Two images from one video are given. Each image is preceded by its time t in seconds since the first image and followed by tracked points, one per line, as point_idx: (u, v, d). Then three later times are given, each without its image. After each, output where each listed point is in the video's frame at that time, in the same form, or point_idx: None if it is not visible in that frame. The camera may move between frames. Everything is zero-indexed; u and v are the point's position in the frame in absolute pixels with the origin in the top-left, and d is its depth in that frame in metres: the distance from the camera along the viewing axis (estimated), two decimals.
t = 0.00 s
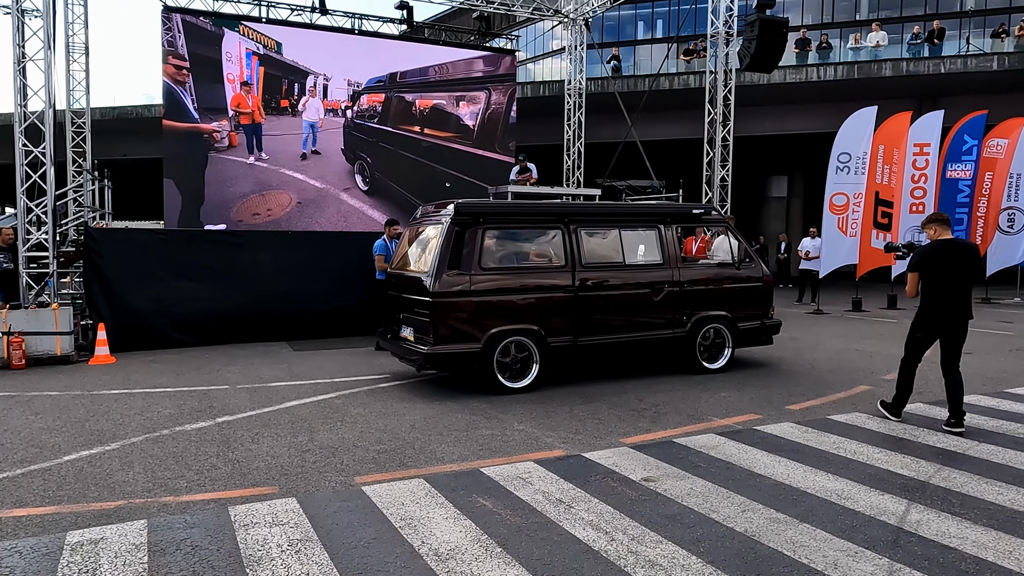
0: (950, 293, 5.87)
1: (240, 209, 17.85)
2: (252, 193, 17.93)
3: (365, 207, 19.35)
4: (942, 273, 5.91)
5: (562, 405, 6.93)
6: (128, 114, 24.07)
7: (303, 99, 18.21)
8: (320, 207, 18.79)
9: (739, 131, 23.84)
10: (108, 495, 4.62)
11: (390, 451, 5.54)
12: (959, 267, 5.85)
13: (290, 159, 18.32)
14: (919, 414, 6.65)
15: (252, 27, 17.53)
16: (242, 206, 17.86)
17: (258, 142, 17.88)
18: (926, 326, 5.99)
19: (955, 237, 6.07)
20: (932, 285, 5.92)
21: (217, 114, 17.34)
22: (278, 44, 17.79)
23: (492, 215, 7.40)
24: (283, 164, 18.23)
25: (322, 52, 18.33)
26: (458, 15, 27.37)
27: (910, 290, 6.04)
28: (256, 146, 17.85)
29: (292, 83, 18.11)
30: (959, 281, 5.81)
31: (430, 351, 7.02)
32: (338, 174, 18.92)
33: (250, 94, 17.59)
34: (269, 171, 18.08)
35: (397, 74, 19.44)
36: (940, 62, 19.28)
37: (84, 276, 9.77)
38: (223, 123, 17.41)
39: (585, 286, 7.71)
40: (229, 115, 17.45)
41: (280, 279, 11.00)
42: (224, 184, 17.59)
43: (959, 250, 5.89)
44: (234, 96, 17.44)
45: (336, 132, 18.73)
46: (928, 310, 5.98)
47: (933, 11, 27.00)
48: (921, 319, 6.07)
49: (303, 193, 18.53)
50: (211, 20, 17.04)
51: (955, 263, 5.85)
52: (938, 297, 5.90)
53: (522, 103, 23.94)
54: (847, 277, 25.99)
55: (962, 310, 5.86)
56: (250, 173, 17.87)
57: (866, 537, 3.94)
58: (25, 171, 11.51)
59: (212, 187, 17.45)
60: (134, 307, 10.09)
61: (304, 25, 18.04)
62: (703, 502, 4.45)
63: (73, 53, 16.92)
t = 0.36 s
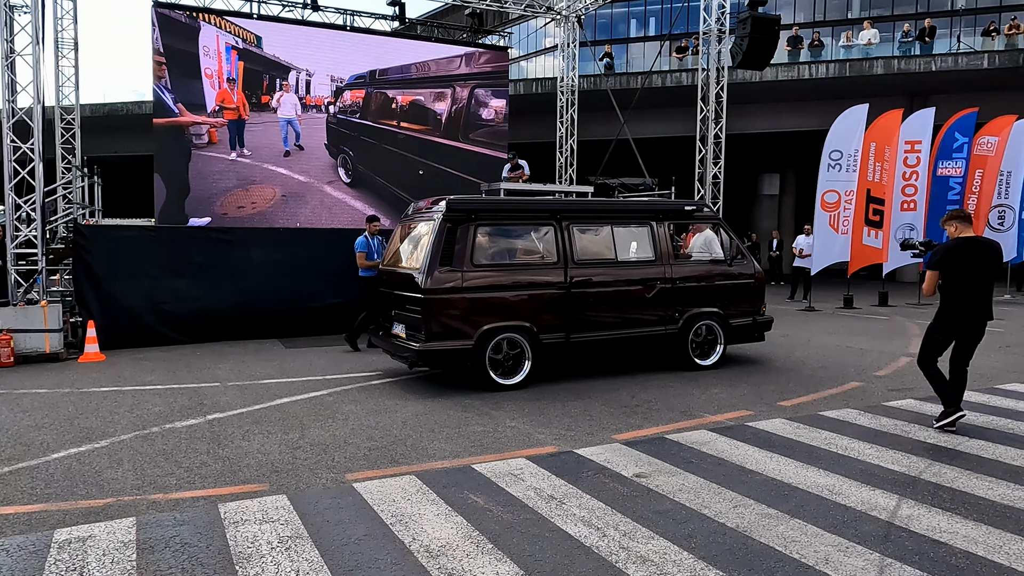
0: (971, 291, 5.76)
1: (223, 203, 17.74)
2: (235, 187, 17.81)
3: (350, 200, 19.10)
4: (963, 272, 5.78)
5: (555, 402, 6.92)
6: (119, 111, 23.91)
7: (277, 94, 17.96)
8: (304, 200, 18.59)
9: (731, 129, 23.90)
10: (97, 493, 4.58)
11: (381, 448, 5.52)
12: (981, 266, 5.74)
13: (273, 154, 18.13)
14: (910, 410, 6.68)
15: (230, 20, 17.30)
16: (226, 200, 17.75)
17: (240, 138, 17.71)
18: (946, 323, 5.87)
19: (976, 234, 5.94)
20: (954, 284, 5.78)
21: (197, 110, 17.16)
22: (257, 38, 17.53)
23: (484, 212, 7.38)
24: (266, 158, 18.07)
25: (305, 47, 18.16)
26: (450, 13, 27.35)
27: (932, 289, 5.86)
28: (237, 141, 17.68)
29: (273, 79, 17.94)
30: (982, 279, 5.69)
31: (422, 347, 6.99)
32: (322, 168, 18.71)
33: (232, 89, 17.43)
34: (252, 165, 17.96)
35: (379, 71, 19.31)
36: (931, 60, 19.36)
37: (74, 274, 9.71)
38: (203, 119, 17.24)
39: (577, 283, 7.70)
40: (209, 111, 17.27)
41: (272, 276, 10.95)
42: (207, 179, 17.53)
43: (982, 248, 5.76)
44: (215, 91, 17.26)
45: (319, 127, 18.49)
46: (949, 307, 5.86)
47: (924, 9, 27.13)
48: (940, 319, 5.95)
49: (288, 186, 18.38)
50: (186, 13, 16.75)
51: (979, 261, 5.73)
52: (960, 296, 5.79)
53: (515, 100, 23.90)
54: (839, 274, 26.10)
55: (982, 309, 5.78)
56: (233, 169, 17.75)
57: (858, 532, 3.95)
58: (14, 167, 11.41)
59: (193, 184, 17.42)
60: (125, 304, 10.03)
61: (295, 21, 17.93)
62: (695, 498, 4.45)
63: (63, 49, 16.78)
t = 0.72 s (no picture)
0: (1000, 294, 5.47)
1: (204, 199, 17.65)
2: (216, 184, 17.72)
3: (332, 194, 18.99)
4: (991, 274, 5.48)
5: (549, 401, 6.94)
6: (110, 108, 23.75)
7: (253, 90, 17.67)
8: (286, 195, 18.50)
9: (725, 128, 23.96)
10: (91, 493, 4.57)
11: (376, 447, 5.53)
12: (1010, 268, 5.43)
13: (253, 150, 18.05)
14: (903, 409, 6.72)
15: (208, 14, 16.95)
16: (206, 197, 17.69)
17: (220, 135, 17.57)
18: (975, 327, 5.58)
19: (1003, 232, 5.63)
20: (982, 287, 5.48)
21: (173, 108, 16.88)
22: (237, 33, 17.29)
23: (478, 211, 7.39)
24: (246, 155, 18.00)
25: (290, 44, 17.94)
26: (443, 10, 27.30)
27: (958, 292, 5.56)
28: (216, 139, 17.53)
29: (254, 75, 17.71)
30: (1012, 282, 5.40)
31: (417, 346, 6.99)
32: (303, 163, 18.62)
33: (211, 86, 17.17)
34: (234, 163, 17.88)
35: (361, 68, 18.96)
36: (923, 59, 19.46)
37: (66, 272, 9.65)
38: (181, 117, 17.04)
39: (571, 282, 7.71)
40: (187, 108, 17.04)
41: (265, 273, 10.93)
42: (187, 176, 17.41)
43: (1010, 248, 5.46)
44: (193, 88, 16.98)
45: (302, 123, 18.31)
46: (977, 311, 5.57)
47: (916, 9, 27.26)
48: (969, 323, 5.64)
49: (269, 181, 18.28)
50: (160, 6, 16.30)
51: (1008, 262, 5.42)
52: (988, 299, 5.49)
53: (509, 98, 23.88)
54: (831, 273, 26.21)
55: (1010, 312, 5.51)
56: (212, 166, 17.63)
57: (851, 532, 3.98)
58: (4, 165, 11.32)
59: (173, 181, 17.29)
60: (117, 302, 9.98)
61: (288, 19, 17.84)
62: (690, 497, 4.48)
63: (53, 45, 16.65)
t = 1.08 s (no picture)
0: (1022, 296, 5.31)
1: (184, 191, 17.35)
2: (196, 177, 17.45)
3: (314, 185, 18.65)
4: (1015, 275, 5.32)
5: (542, 398, 6.95)
6: (101, 103, 23.57)
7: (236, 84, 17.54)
8: (268, 187, 18.22)
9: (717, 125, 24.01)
10: (83, 490, 4.56)
11: (369, 444, 5.53)
12: None
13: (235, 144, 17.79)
14: (893, 406, 6.77)
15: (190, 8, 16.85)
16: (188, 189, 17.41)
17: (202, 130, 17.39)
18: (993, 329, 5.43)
19: None
20: (1003, 288, 5.33)
21: (155, 102, 16.72)
22: (221, 26, 17.17)
23: (472, 208, 7.39)
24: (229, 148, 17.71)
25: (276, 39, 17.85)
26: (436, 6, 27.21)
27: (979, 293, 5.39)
28: (197, 133, 17.32)
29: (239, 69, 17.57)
30: None
31: (410, 343, 6.99)
32: (287, 157, 18.28)
33: (193, 80, 17.03)
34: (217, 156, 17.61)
35: (345, 63, 18.78)
36: (915, 58, 19.56)
37: (57, 267, 9.57)
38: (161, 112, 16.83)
39: (565, 279, 7.72)
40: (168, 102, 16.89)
41: (257, 270, 10.89)
42: (169, 169, 17.14)
43: None
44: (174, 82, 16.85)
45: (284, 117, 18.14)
46: (996, 312, 5.42)
47: (908, 7, 27.39)
48: (988, 325, 5.49)
49: (252, 174, 17.97)
50: None
51: None
52: (1008, 301, 5.34)
53: (502, 95, 23.86)
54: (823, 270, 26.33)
55: None
56: (193, 160, 17.37)
57: (842, 527, 4.02)
58: None
59: (152, 174, 16.96)
60: (109, 298, 9.92)
61: (280, 14, 17.77)
62: (682, 494, 4.51)
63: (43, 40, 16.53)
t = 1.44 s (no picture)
0: None
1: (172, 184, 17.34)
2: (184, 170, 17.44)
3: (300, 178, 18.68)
4: None
5: (536, 394, 6.97)
6: (92, 98, 23.42)
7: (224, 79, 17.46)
8: (255, 179, 18.19)
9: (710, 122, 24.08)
10: (76, 485, 4.55)
11: (363, 439, 5.54)
12: None
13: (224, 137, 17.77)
14: (884, 402, 6.83)
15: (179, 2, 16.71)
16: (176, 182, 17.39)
17: (189, 125, 17.31)
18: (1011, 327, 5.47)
19: None
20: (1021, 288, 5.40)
21: (142, 96, 16.58)
22: (211, 21, 17.08)
23: (465, 204, 7.40)
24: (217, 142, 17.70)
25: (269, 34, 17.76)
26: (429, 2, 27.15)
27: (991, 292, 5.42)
28: (184, 128, 17.27)
29: (228, 64, 17.49)
30: None
31: (403, 339, 7.01)
32: (274, 151, 18.28)
33: (181, 75, 16.94)
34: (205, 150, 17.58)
35: (334, 58, 18.71)
36: (907, 56, 19.66)
37: (48, 263, 9.55)
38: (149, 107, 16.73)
39: (558, 276, 7.75)
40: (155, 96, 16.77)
41: (249, 266, 10.86)
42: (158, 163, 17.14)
43: None
44: (162, 77, 16.72)
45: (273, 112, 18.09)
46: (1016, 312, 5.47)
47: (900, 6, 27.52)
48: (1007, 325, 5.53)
49: (240, 167, 18.00)
50: None
51: None
52: None
53: (496, 92, 23.85)
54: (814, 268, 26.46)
55: None
56: (182, 154, 17.37)
57: (832, 522, 4.06)
58: None
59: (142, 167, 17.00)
60: (99, 294, 9.89)
61: (273, 9, 17.66)
62: (674, 489, 4.54)
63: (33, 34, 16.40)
